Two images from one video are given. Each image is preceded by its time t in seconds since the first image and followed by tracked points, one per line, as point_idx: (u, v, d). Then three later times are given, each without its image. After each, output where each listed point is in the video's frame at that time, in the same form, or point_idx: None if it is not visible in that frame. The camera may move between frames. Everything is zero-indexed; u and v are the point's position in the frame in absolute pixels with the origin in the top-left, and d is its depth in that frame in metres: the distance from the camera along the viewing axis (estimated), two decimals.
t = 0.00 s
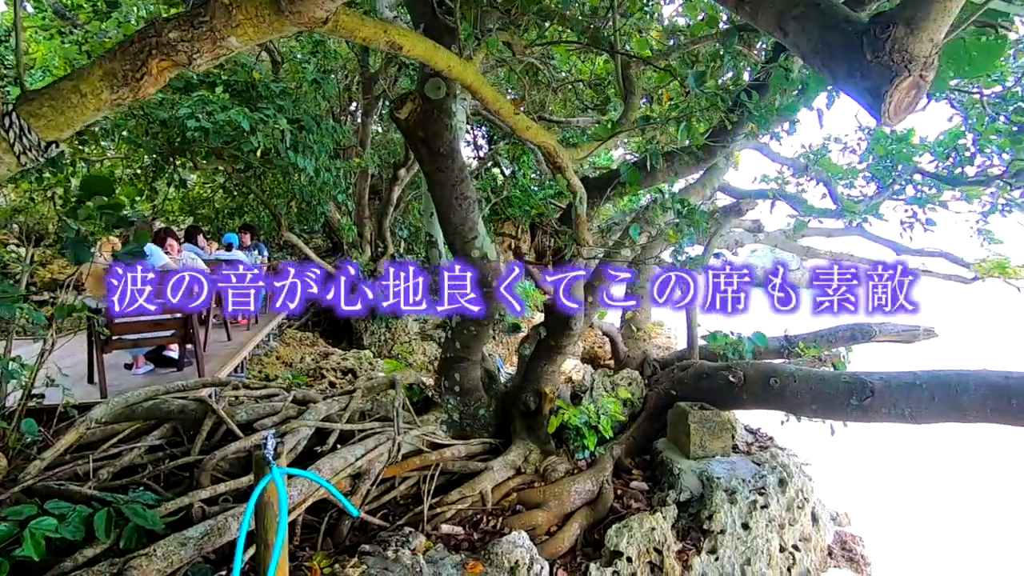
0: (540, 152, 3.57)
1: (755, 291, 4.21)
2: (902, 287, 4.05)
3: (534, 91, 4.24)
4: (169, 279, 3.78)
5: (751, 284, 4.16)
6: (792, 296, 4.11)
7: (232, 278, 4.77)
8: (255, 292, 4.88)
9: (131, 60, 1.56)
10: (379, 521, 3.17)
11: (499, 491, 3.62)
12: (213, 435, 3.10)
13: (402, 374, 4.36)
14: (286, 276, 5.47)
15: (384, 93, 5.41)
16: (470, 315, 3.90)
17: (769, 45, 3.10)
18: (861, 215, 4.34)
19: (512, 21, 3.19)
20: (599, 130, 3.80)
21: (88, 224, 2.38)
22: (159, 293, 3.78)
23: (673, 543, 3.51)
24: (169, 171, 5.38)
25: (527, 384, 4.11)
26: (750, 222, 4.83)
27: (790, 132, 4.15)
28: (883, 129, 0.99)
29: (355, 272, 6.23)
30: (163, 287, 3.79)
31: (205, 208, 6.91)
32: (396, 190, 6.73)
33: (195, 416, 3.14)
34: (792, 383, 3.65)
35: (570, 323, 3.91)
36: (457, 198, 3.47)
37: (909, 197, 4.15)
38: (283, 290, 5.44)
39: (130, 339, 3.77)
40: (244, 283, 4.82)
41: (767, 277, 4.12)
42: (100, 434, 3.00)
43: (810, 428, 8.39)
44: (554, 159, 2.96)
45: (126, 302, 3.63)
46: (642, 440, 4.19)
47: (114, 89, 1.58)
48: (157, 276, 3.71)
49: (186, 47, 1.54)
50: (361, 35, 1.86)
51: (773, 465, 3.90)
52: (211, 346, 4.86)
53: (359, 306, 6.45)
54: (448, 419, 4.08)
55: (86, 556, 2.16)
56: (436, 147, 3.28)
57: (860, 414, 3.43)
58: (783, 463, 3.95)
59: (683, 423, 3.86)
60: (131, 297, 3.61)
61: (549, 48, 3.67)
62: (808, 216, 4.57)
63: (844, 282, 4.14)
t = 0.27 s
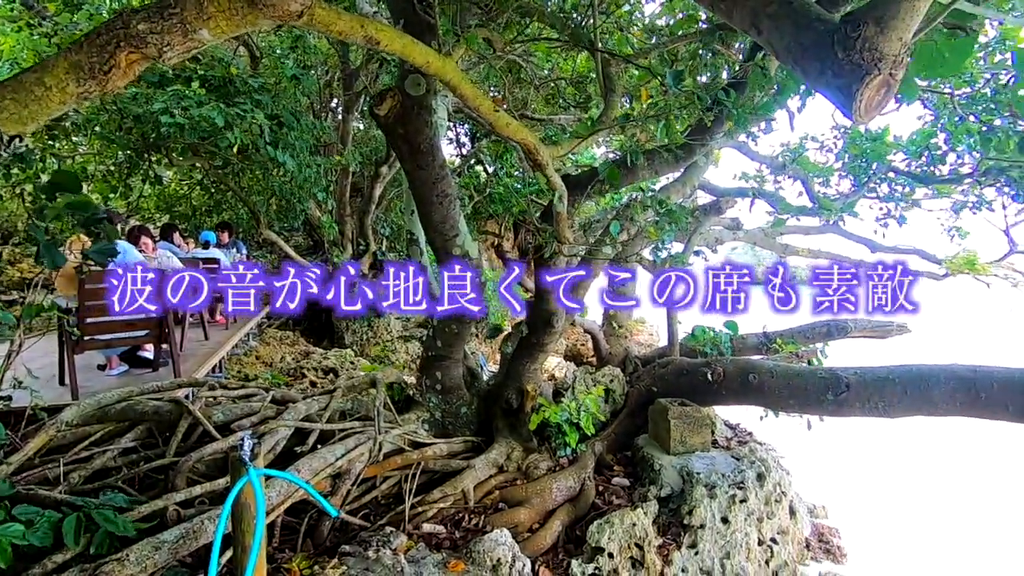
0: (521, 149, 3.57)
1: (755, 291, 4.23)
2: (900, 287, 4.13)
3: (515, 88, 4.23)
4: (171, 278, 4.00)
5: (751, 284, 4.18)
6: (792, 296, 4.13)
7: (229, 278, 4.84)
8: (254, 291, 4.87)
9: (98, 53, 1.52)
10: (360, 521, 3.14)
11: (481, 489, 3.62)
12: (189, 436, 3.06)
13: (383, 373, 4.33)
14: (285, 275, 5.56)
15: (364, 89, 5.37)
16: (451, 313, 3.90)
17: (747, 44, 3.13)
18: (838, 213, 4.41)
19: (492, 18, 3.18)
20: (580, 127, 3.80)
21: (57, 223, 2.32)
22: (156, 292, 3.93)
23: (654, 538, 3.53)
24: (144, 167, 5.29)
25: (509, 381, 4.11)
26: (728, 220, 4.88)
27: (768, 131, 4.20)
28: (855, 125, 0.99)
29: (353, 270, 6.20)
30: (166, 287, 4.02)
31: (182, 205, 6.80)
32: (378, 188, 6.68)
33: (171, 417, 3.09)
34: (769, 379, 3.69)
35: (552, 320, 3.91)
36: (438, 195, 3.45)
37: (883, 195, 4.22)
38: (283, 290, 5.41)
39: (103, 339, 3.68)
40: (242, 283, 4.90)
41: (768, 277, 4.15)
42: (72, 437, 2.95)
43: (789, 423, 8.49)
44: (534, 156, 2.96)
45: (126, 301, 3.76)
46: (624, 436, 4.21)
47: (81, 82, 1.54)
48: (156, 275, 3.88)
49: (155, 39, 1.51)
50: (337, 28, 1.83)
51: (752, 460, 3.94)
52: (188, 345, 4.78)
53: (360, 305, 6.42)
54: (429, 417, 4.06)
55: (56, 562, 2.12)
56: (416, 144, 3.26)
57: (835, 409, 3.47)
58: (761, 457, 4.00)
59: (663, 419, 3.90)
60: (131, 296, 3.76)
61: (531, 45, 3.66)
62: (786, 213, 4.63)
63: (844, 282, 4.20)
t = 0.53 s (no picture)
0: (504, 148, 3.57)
1: (756, 291, 4.34)
2: (900, 287, 4.19)
3: (499, 87, 4.23)
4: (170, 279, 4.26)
5: (751, 284, 4.29)
6: (792, 297, 4.25)
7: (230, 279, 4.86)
8: (252, 292, 4.89)
9: (71, 46, 1.48)
10: (343, 521, 3.12)
11: (465, 488, 3.61)
12: (168, 438, 3.02)
13: (366, 372, 4.31)
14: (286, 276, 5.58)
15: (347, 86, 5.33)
16: (435, 312, 3.90)
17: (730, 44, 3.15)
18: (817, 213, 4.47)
19: (476, 16, 3.17)
20: (563, 126, 3.81)
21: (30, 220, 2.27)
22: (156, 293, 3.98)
23: (637, 535, 3.56)
24: (121, 164, 5.21)
25: (493, 380, 4.11)
26: (710, 219, 4.93)
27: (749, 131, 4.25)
28: (832, 126, 1.01)
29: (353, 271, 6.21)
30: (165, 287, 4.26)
31: (160, 202, 6.70)
32: (361, 185, 6.64)
33: (149, 418, 3.05)
34: (750, 376, 3.73)
35: (536, 319, 3.92)
36: (421, 193, 3.44)
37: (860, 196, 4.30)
38: (283, 291, 5.41)
39: (79, 339, 3.60)
40: (241, 282, 4.92)
41: (768, 278, 4.27)
42: (45, 439, 2.89)
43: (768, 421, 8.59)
44: (517, 155, 2.95)
45: (127, 301, 3.81)
46: (607, 434, 4.23)
47: (53, 76, 1.50)
48: (156, 278, 3.94)
49: (131, 33, 1.48)
50: (319, 24, 1.81)
51: (734, 456, 3.98)
52: (166, 345, 4.71)
53: (360, 306, 6.42)
54: (413, 417, 4.05)
55: (29, 567, 2.08)
56: (399, 142, 3.24)
57: (814, 405, 3.52)
58: (742, 453, 4.05)
59: (646, 417, 3.92)
60: (131, 297, 3.81)
61: (515, 42, 3.65)
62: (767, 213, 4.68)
63: (844, 283, 4.35)
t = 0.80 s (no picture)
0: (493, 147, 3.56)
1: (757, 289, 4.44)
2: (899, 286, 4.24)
3: (489, 86, 4.22)
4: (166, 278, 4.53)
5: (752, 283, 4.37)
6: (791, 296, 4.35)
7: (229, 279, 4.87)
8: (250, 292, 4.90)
9: (53, 40, 1.46)
10: (330, 522, 3.11)
11: (453, 488, 3.61)
12: (152, 439, 2.98)
13: (353, 372, 4.29)
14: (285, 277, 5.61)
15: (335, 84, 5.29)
16: (424, 311, 3.90)
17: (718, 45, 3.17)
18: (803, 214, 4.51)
19: (465, 15, 3.16)
20: (552, 126, 3.81)
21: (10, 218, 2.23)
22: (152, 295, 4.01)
23: (625, 533, 3.57)
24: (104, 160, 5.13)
25: (482, 380, 4.12)
26: (698, 219, 4.96)
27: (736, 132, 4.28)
28: (817, 128, 1.02)
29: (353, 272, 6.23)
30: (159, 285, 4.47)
31: (145, 200, 6.62)
32: (349, 184, 6.60)
33: (133, 419, 3.01)
34: (737, 375, 3.75)
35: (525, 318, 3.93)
36: (410, 192, 3.43)
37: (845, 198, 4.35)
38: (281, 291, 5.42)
39: (60, 339, 3.55)
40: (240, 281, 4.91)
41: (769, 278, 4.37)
42: (26, 441, 2.85)
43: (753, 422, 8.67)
44: (506, 154, 2.95)
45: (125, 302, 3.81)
46: (595, 433, 4.24)
47: (35, 71, 1.48)
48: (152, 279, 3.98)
49: (114, 28, 1.47)
50: (306, 22, 1.80)
51: (720, 455, 4.01)
52: (151, 345, 4.66)
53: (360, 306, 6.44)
54: (401, 416, 4.03)
55: (9, 570, 2.05)
56: (388, 141, 3.23)
57: (800, 404, 3.54)
58: (729, 452, 4.08)
59: (635, 416, 3.94)
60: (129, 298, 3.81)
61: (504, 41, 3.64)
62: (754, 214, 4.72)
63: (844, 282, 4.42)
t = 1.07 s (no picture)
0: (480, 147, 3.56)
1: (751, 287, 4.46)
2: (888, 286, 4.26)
3: (477, 86, 4.22)
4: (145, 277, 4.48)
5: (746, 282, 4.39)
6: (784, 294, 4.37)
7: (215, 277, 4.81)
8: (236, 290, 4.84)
9: (34, 37, 1.44)
10: (317, 523, 3.09)
11: (441, 488, 3.61)
12: (136, 441, 2.95)
13: (340, 372, 4.27)
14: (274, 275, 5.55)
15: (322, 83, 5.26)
16: (412, 312, 3.90)
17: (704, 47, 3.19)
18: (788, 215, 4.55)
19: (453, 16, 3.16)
20: (540, 126, 3.82)
21: None
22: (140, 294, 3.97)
23: (612, 532, 3.59)
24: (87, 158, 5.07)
25: (470, 380, 4.12)
26: (684, 220, 4.99)
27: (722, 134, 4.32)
28: (798, 131, 1.03)
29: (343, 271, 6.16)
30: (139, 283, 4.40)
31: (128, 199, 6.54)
32: (337, 183, 6.57)
33: (115, 421, 2.98)
34: (723, 374, 3.78)
35: (513, 318, 3.94)
36: (398, 192, 3.42)
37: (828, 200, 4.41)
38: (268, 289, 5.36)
39: (41, 339, 3.51)
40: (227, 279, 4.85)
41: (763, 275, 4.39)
42: (6, 443, 2.81)
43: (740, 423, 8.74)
44: (493, 154, 2.96)
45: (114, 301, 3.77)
46: (583, 432, 4.26)
47: (15, 68, 1.46)
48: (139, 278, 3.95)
49: (96, 25, 1.45)
50: (292, 21, 1.79)
51: (706, 453, 4.04)
52: (134, 346, 4.60)
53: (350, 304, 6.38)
54: (389, 417, 4.02)
55: None
56: (375, 141, 3.22)
57: (785, 403, 3.57)
58: (715, 451, 4.12)
59: (622, 415, 3.96)
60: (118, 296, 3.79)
61: (492, 41, 3.64)
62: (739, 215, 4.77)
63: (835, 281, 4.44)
